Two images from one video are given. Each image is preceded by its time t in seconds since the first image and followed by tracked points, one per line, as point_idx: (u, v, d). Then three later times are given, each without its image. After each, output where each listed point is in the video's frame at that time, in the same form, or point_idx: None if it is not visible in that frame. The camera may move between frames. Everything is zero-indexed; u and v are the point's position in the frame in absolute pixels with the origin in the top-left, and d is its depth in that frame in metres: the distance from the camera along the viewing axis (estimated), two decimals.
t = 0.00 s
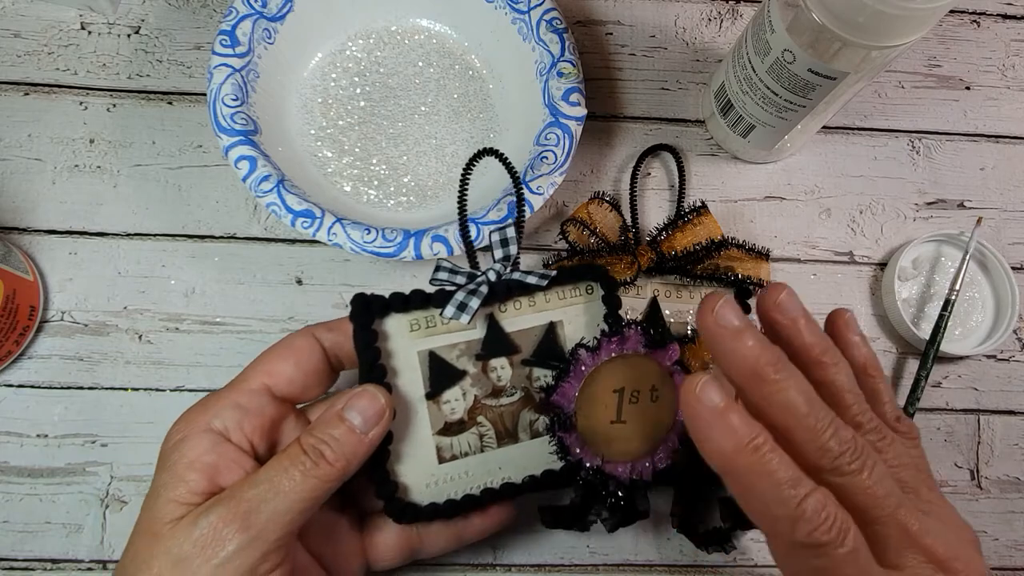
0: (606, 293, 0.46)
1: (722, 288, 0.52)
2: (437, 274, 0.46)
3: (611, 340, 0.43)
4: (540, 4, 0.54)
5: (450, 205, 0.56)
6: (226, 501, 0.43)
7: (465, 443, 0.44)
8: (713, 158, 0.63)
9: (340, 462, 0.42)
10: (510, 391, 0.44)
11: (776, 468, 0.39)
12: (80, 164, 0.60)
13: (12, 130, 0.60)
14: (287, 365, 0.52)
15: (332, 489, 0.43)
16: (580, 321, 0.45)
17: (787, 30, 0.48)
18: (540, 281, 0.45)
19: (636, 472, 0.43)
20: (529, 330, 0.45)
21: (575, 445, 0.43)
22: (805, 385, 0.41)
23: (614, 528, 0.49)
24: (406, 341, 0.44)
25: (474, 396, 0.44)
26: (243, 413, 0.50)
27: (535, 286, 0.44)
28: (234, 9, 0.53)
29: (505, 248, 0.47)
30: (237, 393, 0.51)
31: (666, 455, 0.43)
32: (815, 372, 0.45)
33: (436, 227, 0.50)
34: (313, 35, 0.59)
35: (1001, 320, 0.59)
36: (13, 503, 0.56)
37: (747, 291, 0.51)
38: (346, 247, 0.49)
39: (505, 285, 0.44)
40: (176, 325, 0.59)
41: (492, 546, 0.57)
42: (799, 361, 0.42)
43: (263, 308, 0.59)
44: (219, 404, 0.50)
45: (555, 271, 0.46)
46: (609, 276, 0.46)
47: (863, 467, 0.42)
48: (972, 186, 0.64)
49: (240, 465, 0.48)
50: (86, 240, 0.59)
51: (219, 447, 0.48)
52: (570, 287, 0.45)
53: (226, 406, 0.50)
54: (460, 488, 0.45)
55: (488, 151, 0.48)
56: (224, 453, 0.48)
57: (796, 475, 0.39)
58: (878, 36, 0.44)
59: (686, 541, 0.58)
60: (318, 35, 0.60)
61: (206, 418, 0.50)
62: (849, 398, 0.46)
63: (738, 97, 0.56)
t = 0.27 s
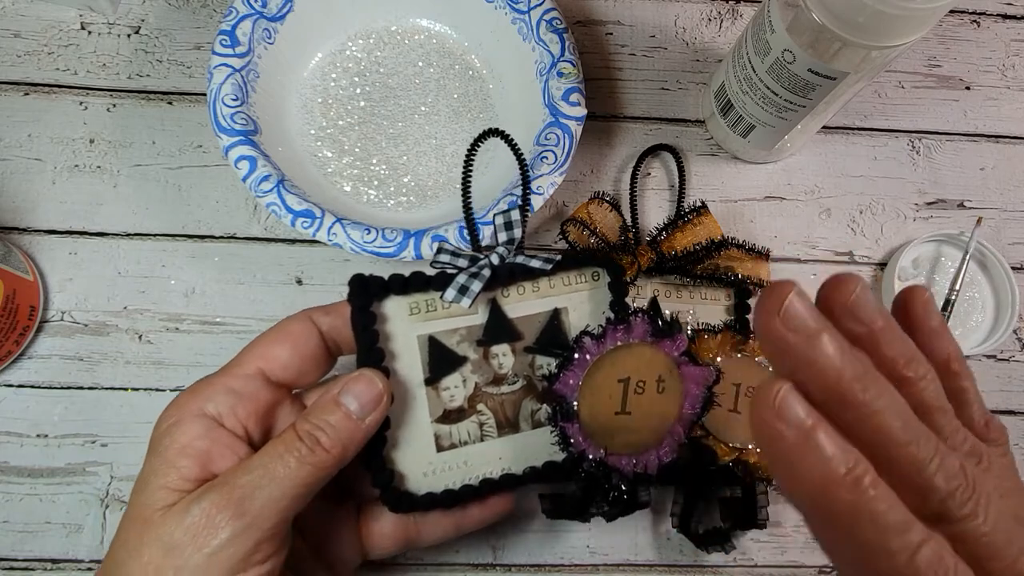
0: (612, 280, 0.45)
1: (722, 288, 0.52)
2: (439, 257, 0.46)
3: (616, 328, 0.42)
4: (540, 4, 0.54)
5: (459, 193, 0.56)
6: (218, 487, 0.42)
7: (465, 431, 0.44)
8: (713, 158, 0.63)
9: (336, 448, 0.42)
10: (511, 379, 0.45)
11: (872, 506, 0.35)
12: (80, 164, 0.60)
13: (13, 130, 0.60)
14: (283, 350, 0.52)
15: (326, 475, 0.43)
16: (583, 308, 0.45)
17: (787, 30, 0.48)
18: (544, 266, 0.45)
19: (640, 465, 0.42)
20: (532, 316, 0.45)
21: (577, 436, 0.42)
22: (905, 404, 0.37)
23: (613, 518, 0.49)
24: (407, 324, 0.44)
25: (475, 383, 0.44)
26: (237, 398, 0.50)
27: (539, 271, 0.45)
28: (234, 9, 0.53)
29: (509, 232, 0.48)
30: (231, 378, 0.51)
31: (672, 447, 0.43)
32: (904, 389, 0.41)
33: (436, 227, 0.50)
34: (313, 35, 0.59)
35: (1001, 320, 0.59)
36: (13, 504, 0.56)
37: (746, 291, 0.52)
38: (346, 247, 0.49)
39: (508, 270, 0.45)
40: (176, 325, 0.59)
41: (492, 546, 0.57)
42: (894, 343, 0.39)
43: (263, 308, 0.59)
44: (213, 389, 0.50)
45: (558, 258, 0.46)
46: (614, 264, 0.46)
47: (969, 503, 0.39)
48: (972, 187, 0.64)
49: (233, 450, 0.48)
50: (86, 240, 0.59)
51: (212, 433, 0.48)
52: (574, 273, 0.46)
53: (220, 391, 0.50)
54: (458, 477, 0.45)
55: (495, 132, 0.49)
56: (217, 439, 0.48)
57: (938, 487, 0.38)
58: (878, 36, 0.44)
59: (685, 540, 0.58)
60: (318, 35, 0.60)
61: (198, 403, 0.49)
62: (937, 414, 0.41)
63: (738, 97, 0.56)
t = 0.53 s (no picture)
0: (620, 293, 0.45)
1: (722, 287, 0.52)
2: (448, 269, 0.46)
3: (623, 342, 0.42)
4: (540, 4, 0.54)
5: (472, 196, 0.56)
6: (229, 495, 0.42)
7: (471, 441, 0.44)
8: (713, 158, 0.63)
9: (344, 459, 0.42)
10: (518, 391, 0.45)
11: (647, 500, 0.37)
12: (80, 164, 0.60)
13: (12, 130, 0.60)
14: (294, 358, 0.52)
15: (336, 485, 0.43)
16: (591, 322, 0.45)
17: (787, 30, 0.48)
18: (553, 281, 0.45)
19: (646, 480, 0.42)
20: (540, 329, 0.45)
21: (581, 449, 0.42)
22: (731, 527, 0.38)
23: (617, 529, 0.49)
24: (414, 337, 0.44)
25: (481, 394, 0.44)
26: (248, 406, 0.50)
27: (547, 286, 0.44)
28: (234, 9, 0.53)
29: (518, 246, 0.46)
30: (242, 387, 0.51)
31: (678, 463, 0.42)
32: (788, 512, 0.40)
33: (436, 227, 0.50)
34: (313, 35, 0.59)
35: (1001, 321, 0.59)
36: (13, 503, 0.56)
37: (747, 291, 0.52)
38: (346, 246, 0.49)
39: (516, 284, 0.44)
40: (176, 325, 0.59)
41: (493, 547, 0.57)
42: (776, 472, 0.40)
43: (263, 308, 0.59)
44: (224, 396, 0.50)
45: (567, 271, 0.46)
46: (622, 277, 0.46)
47: None
48: (972, 187, 0.64)
49: (245, 458, 0.48)
50: (86, 240, 0.59)
51: (223, 440, 0.48)
52: (582, 287, 0.45)
53: (230, 399, 0.50)
54: (464, 486, 0.44)
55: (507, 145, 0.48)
56: (228, 446, 0.48)
57: None
58: (877, 36, 0.44)
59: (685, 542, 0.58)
60: (318, 35, 0.60)
61: (210, 409, 0.49)
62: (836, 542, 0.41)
63: (738, 97, 0.56)
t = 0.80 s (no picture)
0: (610, 301, 0.46)
1: (721, 287, 0.52)
2: (444, 277, 0.46)
3: (613, 349, 0.43)
4: (540, 4, 0.54)
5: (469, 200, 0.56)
6: (230, 490, 0.43)
7: (464, 442, 0.45)
8: (713, 158, 0.63)
9: (344, 458, 0.42)
10: (511, 393, 0.45)
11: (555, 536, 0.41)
12: (80, 164, 0.60)
13: (12, 130, 0.60)
14: (294, 362, 0.51)
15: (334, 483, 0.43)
16: (582, 329, 0.45)
17: (787, 30, 0.48)
18: (546, 289, 0.45)
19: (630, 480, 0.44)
20: (532, 335, 0.45)
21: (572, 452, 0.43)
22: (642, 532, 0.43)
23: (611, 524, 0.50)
24: (410, 342, 0.44)
25: (475, 396, 0.45)
26: (250, 406, 0.50)
27: (541, 295, 0.44)
28: (234, 9, 0.53)
29: (512, 253, 0.48)
30: (243, 388, 0.51)
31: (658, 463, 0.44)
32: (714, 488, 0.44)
33: (436, 227, 0.50)
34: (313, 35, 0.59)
35: (1001, 321, 0.59)
36: (13, 503, 0.56)
37: (747, 291, 0.52)
38: (346, 246, 0.49)
39: (510, 291, 0.44)
40: (176, 325, 0.59)
41: (493, 547, 0.57)
42: (703, 455, 0.42)
43: (263, 308, 0.59)
44: (227, 395, 0.50)
45: (560, 278, 0.46)
46: (614, 285, 0.46)
47: None
48: (972, 187, 0.64)
49: (246, 457, 0.48)
50: (86, 240, 0.59)
51: (226, 439, 0.48)
52: (574, 295, 0.46)
53: (233, 399, 0.50)
54: (455, 484, 0.45)
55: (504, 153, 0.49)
56: (231, 444, 0.48)
57: None
58: (878, 36, 0.44)
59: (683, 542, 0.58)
60: (318, 35, 0.60)
61: (214, 408, 0.50)
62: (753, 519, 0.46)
63: (738, 97, 0.56)
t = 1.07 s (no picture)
0: (606, 294, 0.46)
1: (722, 287, 0.52)
2: (441, 269, 0.45)
3: (607, 340, 0.43)
4: (540, 4, 0.54)
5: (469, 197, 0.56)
6: (229, 477, 0.43)
7: (460, 432, 0.44)
8: (713, 158, 0.63)
9: (342, 449, 0.42)
10: (507, 385, 0.45)
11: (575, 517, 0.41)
12: (80, 164, 0.60)
13: (12, 130, 0.60)
14: (294, 351, 0.51)
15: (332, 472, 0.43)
16: (577, 320, 0.45)
17: (787, 30, 0.48)
18: (542, 281, 0.45)
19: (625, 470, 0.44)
20: (529, 326, 0.45)
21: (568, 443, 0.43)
22: (687, 541, 0.43)
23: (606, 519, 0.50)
24: (407, 333, 0.44)
25: (471, 387, 0.44)
26: (249, 396, 0.50)
27: (536, 286, 0.44)
28: (234, 9, 0.53)
29: (508, 246, 0.47)
30: (242, 378, 0.51)
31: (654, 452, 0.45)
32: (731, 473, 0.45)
33: (436, 227, 0.50)
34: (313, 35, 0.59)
35: (1001, 321, 0.59)
36: (13, 503, 0.56)
37: (746, 291, 0.52)
38: (346, 247, 0.49)
39: (507, 283, 0.44)
40: (176, 325, 0.59)
41: (492, 546, 0.57)
42: (723, 440, 0.43)
43: (263, 308, 0.59)
44: (226, 385, 0.50)
45: (557, 270, 0.46)
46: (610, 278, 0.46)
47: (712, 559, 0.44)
48: (972, 187, 0.64)
49: (245, 445, 0.48)
50: (86, 240, 0.59)
51: (225, 428, 0.48)
52: (570, 287, 0.46)
53: (232, 389, 0.50)
54: (453, 475, 0.45)
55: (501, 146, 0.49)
56: (230, 433, 0.48)
57: None
58: (878, 36, 0.44)
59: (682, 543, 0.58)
60: (318, 35, 0.60)
61: (213, 397, 0.50)
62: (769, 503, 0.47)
63: (738, 97, 0.56)
